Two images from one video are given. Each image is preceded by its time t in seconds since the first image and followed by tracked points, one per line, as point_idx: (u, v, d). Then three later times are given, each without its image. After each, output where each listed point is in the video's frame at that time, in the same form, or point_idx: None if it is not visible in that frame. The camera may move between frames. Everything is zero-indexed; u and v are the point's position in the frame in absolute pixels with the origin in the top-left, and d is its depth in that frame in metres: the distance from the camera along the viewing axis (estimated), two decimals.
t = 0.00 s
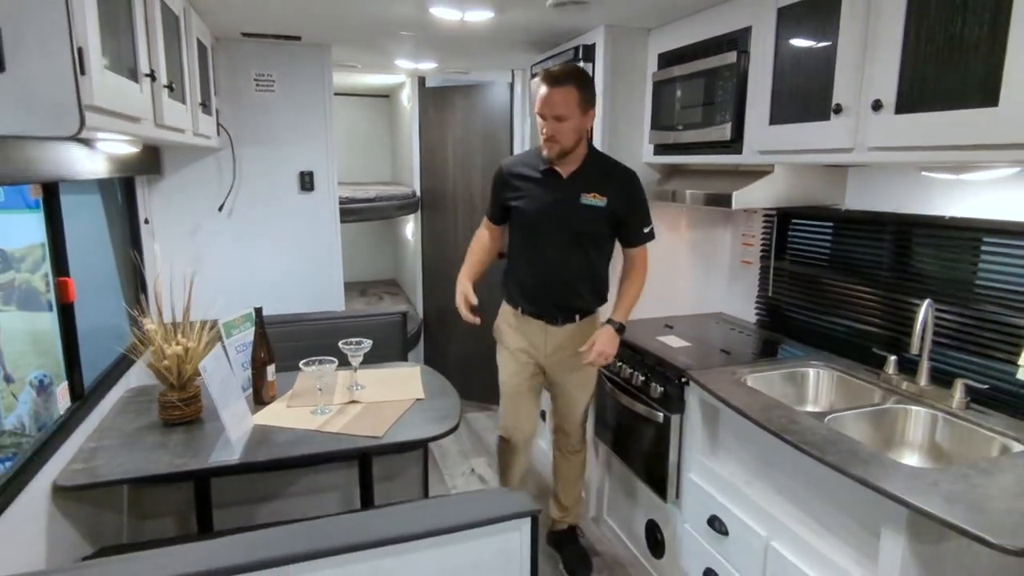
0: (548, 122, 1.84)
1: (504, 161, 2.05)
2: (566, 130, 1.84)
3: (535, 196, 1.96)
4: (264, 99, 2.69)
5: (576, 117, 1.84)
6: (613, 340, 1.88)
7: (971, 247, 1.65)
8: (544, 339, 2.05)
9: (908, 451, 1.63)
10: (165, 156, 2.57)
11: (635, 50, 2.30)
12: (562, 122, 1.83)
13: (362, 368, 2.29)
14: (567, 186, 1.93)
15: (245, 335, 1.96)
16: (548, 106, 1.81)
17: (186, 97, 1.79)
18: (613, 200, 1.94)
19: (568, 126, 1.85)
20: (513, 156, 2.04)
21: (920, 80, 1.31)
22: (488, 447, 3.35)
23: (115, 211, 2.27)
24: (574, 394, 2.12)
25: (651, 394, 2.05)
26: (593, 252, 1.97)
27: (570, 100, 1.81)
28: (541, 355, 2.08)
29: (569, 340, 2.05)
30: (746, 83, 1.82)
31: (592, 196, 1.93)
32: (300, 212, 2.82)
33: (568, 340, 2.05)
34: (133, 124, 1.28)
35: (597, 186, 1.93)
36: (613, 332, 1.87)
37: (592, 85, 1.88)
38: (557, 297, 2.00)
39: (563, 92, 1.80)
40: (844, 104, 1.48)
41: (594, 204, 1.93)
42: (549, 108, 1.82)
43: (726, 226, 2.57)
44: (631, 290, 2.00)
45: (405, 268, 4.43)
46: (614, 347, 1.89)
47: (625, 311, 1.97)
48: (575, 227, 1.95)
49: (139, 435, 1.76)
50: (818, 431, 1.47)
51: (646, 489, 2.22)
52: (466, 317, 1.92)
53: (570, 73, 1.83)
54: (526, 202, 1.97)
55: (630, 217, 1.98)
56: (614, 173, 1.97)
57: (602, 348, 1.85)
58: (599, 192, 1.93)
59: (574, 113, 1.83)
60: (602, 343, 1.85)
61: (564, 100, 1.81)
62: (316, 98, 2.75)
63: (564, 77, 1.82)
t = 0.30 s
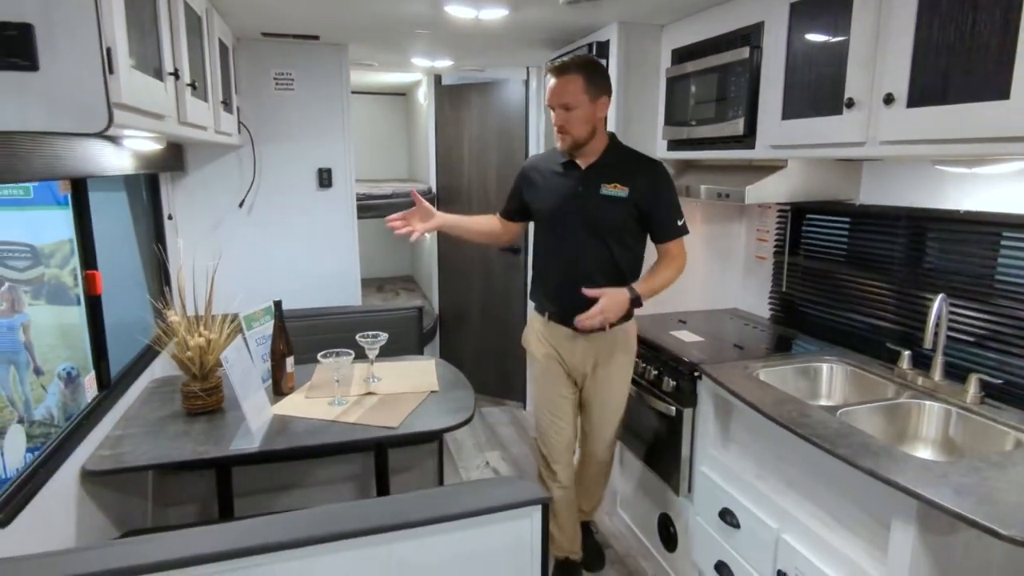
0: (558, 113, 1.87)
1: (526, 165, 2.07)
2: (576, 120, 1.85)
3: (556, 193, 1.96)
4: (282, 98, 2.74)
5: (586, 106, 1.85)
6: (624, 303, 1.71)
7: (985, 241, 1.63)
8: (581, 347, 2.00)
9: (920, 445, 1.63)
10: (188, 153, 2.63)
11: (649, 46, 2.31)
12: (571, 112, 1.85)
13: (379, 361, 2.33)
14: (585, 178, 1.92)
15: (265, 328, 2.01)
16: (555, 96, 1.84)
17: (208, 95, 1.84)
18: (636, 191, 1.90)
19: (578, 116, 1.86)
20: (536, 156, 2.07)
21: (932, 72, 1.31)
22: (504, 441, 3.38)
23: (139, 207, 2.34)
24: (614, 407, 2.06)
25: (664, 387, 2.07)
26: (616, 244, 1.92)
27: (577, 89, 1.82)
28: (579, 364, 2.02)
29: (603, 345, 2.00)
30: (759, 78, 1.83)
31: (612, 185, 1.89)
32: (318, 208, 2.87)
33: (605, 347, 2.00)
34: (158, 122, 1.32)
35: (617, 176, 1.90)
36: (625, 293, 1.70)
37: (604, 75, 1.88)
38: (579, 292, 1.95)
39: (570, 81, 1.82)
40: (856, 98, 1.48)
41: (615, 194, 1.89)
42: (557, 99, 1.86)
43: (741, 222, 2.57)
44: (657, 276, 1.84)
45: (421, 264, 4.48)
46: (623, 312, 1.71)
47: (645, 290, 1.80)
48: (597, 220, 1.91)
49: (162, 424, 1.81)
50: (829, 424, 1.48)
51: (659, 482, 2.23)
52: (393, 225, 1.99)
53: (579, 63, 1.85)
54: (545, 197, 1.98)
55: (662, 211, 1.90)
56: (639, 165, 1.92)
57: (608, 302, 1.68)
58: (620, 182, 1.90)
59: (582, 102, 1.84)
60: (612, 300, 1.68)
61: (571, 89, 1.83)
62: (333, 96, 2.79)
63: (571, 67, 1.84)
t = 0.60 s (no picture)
0: (584, 103, 1.80)
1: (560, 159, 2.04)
2: (606, 107, 1.78)
3: (585, 185, 1.90)
4: (301, 91, 2.76)
5: (614, 92, 1.77)
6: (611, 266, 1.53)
7: (1010, 228, 1.60)
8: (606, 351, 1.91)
9: (943, 435, 1.61)
10: (208, 146, 2.67)
11: (666, 35, 2.29)
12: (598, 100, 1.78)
13: (397, 351, 2.35)
14: (612, 167, 1.85)
15: (285, 317, 2.03)
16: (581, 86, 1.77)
17: (229, 88, 1.86)
18: (665, 176, 1.77)
19: (607, 104, 1.79)
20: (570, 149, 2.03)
21: (957, 55, 1.29)
22: (521, 433, 3.39)
23: (162, 201, 2.37)
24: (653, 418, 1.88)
25: (682, 377, 2.07)
26: (645, 236, 1.82)
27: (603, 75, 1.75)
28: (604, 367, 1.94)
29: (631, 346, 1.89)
30: (779, 64, 1.81)
31: (638, 173, 1.80)
32: (336, 201, 2.89)
33: (632, 348, 1.88)
34: (180, 113, 1.34)
35: (644, 163, 1.80)
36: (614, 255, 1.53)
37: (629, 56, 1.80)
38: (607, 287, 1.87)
39: (594, 68, 1.75)
40: (878, 83, 1.47)
41: (642, 181, 1.79)
42: (583, 88, 1.79)
43: (760, 212, 2.55)
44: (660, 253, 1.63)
45: (438, 257, 4.50)
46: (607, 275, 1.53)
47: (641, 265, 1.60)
48: (623, 210, 1.82)
49: (186, 411, 1.84)
50: (849, 413, 1.47)
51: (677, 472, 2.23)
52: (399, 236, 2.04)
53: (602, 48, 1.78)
54: (572, 189, 1.93)
55: (692, 196, 1.73)
56: (668, 149, 1.80)
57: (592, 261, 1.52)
58: (647, 169, 1.79)
59: (610, 88, 1.77)
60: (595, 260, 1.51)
61: (596, 76, 1.75)
62: (351, 89, 2.81)
63: (594, 54, 1.77)
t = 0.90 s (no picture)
0: (626, 91, 1.65)
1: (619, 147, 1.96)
2: (649, 95, 1.63)
3: (632, 178, 1.81)
4: (317, 83, 2.77)
5: (659, 77, 1.62)
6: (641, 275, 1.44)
7: None
8: (645, 348, 1.85)
9: (966, 427, 1.59)
10: (226, 139, 2.69)
11: (682, 23, 2.27)
12: (641, 88, 1.63)
13: (413, 342, 2.36)
14: (657, 163, 1.72)
15: (301, 308, 2.05)
16: (621, 72, 1.63)
17: (245, 79, 1.87)
18: (710, 176, 1.61)
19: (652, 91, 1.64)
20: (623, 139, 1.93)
21: (983, 38, 1.26)
22: (535, 424, 3.40)
23: (180, 193, 2.40)
24: (692, 430, 1.78)
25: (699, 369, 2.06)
26: (686, 237, 1.69)
27: (645, 59, 1.60)
28: (642, 365, 1.88)
29: (670, 353, 1.79)
30: (799, 50, 1.78)
31: (681, 171, 1.66)
32: (351, 192, 2.90)
33: (672, 349, 1.78)
34: (197, 103, 1.35)
35: (689, 160, 1.65)
36: (645, 264, 1.44)
37: (676, 37, 1.64)
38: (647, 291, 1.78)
39: (635, 52, 1.60)
40: (901, 68, 1.44)
41: (684, 180, 1.65)
42: (624, 76, 1.64)
43: (778, 202, 2.53)
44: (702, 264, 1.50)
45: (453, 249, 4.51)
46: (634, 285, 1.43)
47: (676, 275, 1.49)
48: (664, 208, 1.70)
49: (204, 401, 1.86)
50: (869, 405, 1.45)
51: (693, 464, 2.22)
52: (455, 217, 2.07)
53: (646, 29, 1.62)
54: (623, 180, 1.85)
55: (737, 199, 1.55)
56: (717, 144, 1.62)
57: (618, 269, 1.43)
58: (692, 167, 1.64)
59: (654, 75, 1.62)
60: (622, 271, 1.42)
61: (638, 60, 1.60)
62: (366, 80, 2.82)
63: (636, 36, 1.62)
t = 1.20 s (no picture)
0: (667, 69, 1.63)
1: (662, 136, 1.95)
2: (691, 75, 1.61)
3: (674, 166, 1.81)
4: (331, 76, 2.78)
5: (702, 56, 1.59)
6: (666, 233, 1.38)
7: None
8: (675, 344, 1.84)
9: (988, 420, 1.56)
10: (241, 132, 2.71)
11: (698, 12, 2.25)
12: (682, 66, 1.61)
13: (427, 333, 2.37)
14: (699, 151, 1.71)
15: (316, 300, 2.05)
16: (662, 50, 1.61)
17: (259, 71, 1.88)
18: (747, 166, 1.59)
19: (696, 70, 1.61)
20: (669, 125, 1.92)
21: (1009, 23, 1.23)
22: (549, 416, 3.40)
23: (197, 186, 2.43)
24: (721, 428, 1.77)
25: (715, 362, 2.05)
26: (722, 227, 1.67)
27: (688, 37, 1.57)
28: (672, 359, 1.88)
29: (700, 350, 1.77)
30: (817, 38, 1.76)
31: (720, 160, 1.64)
32: (366, 184, 2.91)
33: (702, 345, 1.76)
34: (214, 95, 1.36)
35: (729, 150, 1.63)
36: (674, 225, 1.39)
37: (722, 15, 1.60)
38: (682, 282, 1.78)
39: (678, 29, 1.58)
40: (924, 54, 1.42)
41: (721, 170, 1.63)
42: (667, 54, 1.61)
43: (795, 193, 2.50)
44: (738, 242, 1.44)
45: (466, 241, 4.51)
46: (657, 241, 1.37)
47: (710, 248, 1.43)
48: (702, 197, 1.69)
49: (222, 391, 1.88)
50: (888, 397, 1.43)
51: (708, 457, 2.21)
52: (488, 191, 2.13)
53: (691, 7, 1.60)
54: (665, 168, 1.85)
55: (773, 193, 1.51)
56: (757, 134, 1.59)
57: (644, 218, 1.39)
58: (731, 157, 1.62)
59: (699, 53, 1.59)
60: (653, 224, 1.38)
61: (680, 38, 1.58)
62: (380, 73, 2.81)
63: (680, 13, 1.60)
